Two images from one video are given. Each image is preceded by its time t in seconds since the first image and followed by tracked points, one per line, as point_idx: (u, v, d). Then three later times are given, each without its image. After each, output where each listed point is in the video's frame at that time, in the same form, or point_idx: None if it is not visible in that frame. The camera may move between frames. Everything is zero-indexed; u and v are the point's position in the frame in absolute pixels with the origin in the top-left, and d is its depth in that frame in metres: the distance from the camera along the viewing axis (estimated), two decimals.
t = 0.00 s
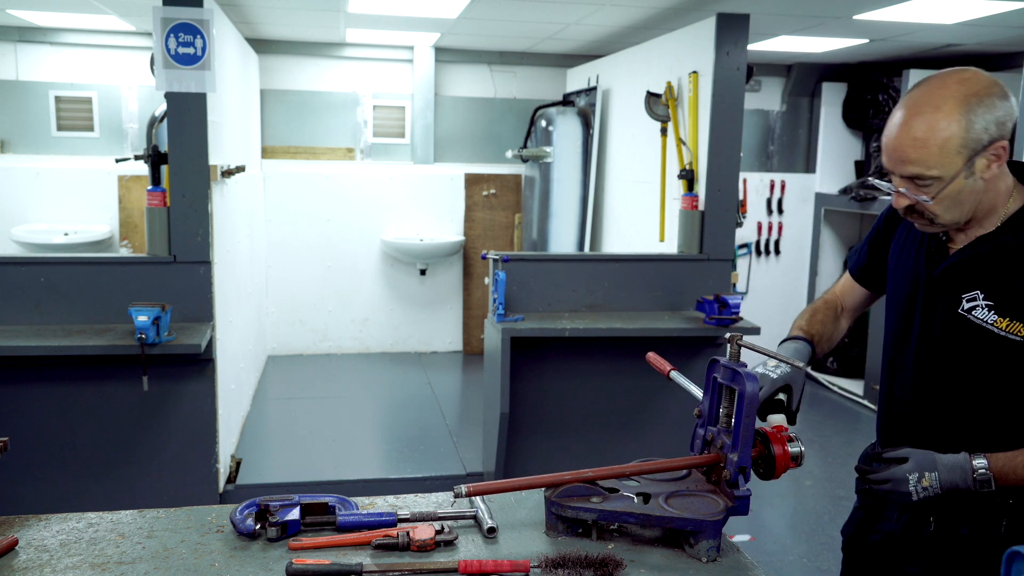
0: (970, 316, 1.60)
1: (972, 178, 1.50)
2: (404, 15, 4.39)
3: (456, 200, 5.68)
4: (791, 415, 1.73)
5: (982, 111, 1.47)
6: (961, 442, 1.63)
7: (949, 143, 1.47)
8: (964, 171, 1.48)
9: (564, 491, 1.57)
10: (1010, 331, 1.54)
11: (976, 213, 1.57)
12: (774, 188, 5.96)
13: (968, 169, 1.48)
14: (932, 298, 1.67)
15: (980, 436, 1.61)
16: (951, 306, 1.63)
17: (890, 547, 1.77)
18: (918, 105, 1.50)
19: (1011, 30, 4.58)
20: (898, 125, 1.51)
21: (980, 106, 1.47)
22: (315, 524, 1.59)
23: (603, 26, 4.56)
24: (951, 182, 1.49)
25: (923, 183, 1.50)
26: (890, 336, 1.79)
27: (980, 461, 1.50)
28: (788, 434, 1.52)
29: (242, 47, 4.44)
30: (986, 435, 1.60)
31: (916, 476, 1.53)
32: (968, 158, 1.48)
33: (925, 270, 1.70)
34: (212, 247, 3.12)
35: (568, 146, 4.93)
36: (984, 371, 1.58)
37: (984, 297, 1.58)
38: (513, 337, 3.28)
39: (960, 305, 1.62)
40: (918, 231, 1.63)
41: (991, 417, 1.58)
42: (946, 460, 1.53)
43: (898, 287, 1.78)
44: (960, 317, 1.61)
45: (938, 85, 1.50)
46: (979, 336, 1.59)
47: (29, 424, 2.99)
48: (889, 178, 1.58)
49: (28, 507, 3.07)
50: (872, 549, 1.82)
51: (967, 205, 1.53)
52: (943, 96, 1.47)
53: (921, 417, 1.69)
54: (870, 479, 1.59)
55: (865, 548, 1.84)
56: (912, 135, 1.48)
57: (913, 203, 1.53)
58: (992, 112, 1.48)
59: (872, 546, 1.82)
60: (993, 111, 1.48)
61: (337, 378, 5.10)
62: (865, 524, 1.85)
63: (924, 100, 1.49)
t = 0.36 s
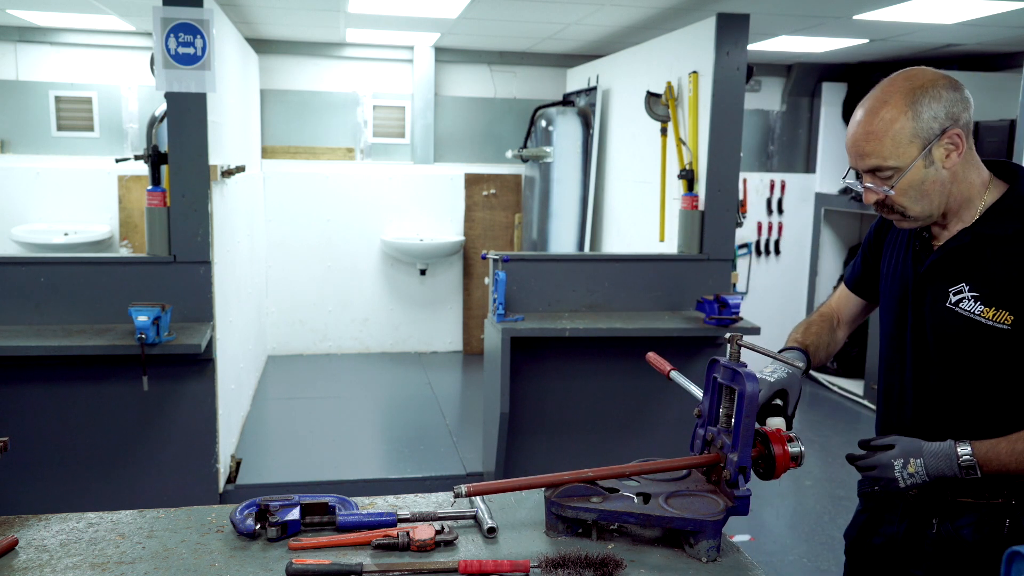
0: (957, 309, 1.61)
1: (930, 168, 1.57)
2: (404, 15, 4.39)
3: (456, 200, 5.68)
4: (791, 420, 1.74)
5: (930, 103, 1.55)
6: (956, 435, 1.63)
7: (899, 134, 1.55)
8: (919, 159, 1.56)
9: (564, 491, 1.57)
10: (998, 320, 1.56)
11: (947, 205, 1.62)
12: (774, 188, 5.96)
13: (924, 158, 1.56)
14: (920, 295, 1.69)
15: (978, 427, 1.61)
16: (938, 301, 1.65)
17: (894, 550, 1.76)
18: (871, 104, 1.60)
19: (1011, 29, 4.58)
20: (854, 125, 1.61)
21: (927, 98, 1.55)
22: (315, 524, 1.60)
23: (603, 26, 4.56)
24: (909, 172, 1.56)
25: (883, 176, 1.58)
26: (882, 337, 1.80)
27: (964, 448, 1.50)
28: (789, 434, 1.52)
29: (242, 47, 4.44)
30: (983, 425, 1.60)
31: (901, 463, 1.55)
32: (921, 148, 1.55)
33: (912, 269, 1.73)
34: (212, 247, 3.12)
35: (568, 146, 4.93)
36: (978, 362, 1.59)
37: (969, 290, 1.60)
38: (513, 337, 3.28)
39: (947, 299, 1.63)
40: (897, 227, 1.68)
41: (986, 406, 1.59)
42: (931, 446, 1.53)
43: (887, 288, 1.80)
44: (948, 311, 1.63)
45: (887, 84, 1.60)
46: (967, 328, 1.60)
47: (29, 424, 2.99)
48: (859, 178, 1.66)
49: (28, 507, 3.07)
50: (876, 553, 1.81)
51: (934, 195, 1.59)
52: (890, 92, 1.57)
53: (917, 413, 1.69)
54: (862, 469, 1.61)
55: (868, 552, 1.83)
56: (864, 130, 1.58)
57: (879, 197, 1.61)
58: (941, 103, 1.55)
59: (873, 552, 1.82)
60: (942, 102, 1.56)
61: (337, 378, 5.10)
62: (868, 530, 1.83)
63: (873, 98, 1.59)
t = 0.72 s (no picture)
0: (959, 309, 1.61)
1: (932, 165, 1.57)
2: (403, 15, 4.39)
3: (455, 201, 5.68)
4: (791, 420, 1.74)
5: (931, 100, 1.55)
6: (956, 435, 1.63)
7: (900, 130, 1.55)
8: (920, 156, 1.56)
9: (564, 491, 1.57)
10: (999, 320, 1.56)
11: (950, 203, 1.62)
12: (774, 188, 5.96)
13: (926, 155, 1.56)
14: (922, 295, 1.69)
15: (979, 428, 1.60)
16: (939, 300, 1.65)
17: (896, 551, 1.76)
18: (872, 103, 1.61)
19: (1011, 29, 4.57)
20: (855, 123, 1.62)
21: (928, 95, 1.55)
22: (315, 524, 1.60)
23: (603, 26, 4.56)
24: (911, 170, 1.56)
25: (885, 174, 1.58)
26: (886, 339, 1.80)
27: (964, 448, 1.50)
28: (789, 434, 1.52)
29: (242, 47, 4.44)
30: (985, 426, 1.60)
31: (901, 462, 1.55)
32: (923, 145, 1.55)
33: (914, 268, 1.73)
34: (213, 247, 3.12)
35: (568, 146, 4.93)
36: (978, 361, 1.59)
37: (971, 290, 1.60)
38: (513, 337, 3.28)
39: (949, 299, 1.63)
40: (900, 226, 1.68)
41: (987, 406, 1.59)
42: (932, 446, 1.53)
43: (891, 289, 1.80)
44: (949, 311, 1.62)
45: (888, 82, 1.60)
46: (967, 327, 1.60)
47: (29, 424, 2.99)
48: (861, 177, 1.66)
49: (27, 507, 3.07)
50: (877, 554, 1.81)
51: (936, 192, 1.59)
52: (891, 90, 1.57)
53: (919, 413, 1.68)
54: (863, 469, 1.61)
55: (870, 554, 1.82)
56: (865, 129, 1.58)
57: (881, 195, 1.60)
58: (942, 100, 1.56)
59: (872, 556, 1.82)
60: (943, 99, 1.56)
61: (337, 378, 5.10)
62: (869, 531, 1.83)
63: (875, 97, 1.60)
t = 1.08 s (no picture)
0: (952, 313, 1.61)
1: (934, 163, 1.57)
2: (403, 15, 4.39)
3: (456, 201, 5.68)
4: (789, 399, 1.75)
5: (940, 98, 1.56)
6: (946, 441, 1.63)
7: (907, 125, 1.55)
8: (923, 153, 1.56)
9: (564, 491, 1.57)
10: (991, 326, 1.55)
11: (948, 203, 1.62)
12: (774, 188, 5.96)
13: (929, 152, 1.56)
14: (917, 297, 1.69)
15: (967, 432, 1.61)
16: (933, 303, 1.65)
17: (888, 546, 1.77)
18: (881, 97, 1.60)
19: (1010, 29, 4.57)
20: (861, 115, 1.61)
21: (937, 93, 1.56)
22: (315, 524, 1.60)
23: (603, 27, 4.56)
24: (913, 166, 1.56)
25: (886, 167, 1.58)
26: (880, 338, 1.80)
27: (959, 456, 1.50)
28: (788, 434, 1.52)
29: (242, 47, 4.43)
30: (974, 431, 1.59)
31: (897, 472, 1.54)
32: (927, 142, 1.56)
33: (909, 268, 1.73)
34: (213, 247, 3.12)
35: (568, 146, 4.93)
36: (971, 366, 1.59)
37: (964, 294, 1.60)
38: (513, 337, 3.28)
39: (942, 302, 1.63)
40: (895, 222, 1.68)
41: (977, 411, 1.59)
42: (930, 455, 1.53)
43: (888, 287, 1.79)
44: (943, 313, 1.63)
45: (899, 77, 1.60)
46: (961, 332, 1.60)
47: (29, 424, 2.99)
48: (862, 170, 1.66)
49: (28, 507, 3.07)
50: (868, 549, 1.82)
51: (935, 191, 1.59)
52: (902, 85, 1.57)
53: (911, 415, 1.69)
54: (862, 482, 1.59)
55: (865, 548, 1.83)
56: (872, 121, 1.58)
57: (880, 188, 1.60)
58: (951, 99, 1.56)
59: (861, 551, 1.84)
60: (952, 97, 1.56)
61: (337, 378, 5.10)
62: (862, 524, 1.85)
63: (884, 91, 1.59)
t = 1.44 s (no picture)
0: (912, 310, 1.56)
1: (895, 161, 1.50)
2: (403, 15, 4.39)
3: (455, 201, 5.68)
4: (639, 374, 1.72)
5: (907, 95, 1.49)
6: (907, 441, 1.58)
7: (874, 119, 1.48)
8: (887, 149, 1.49)
9: (564, 491, 1.58)
10: (955, 321, 1.51)
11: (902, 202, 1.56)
12: (774, 188, 5.96)
13: (891, 149, 1.49)
14: (870, 297, 1.62)
15: (933, 431, 1.56)
16: (891, 300, 1.59)
17: (840, 545, 1.67)
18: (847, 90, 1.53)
19: (1010, 29, 4.57)
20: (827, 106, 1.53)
21: (905, 90, 1.49)
22: (315, 524, 1.59)
23: (603, 27, 4.56)
24: (875, 161, 1.49)
25: (847, 160, 1.50)
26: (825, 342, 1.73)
27: (944, 452, 1.45)
28: (788, 434, 1.51)
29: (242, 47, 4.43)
30: (936, 429, 1.56)
31: (894, 479, 1.42)
32: (891, 139, 1.49)
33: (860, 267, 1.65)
34: (213, 247, 3.12)
35: (568, 146, 4.93)
36: (932, 363, 1.55)
37: (924, 289, 1.55)
38: (513, 337, 3.28)
39: (901, 299, 1.58)
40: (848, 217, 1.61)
41: (942, 407, 1.55)
42: (913, 455, 1.45)
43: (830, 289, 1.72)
44: (902, 311, 1.58)
45: (867, 73, 1.53)
46: (922, 329, 1.55)
47: (28, 424, 2.99)
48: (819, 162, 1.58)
49: (28, 507, 3.07)
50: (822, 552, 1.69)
51: (893, 188, 1.53)
52: (871, 80, 1.50)
53: (867, 418, 1.62)
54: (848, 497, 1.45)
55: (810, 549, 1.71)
56: (838, 114, 1.51)
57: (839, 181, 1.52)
58: (917, 98, 1.50)
59: (812, 556, 1.70)
60: (918, 97, 1.50)
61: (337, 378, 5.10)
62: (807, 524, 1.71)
63: (852, 83, 1.52)
